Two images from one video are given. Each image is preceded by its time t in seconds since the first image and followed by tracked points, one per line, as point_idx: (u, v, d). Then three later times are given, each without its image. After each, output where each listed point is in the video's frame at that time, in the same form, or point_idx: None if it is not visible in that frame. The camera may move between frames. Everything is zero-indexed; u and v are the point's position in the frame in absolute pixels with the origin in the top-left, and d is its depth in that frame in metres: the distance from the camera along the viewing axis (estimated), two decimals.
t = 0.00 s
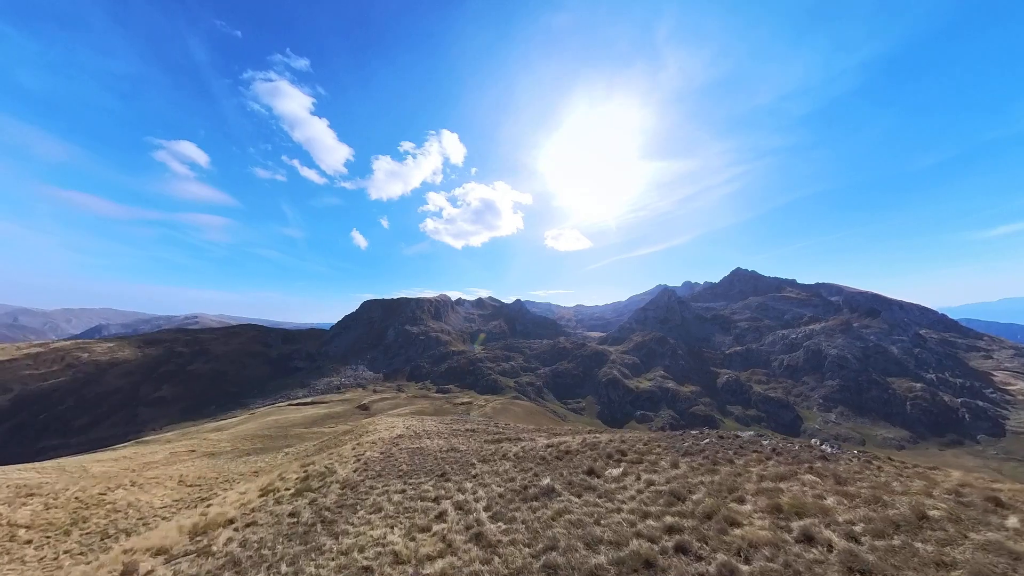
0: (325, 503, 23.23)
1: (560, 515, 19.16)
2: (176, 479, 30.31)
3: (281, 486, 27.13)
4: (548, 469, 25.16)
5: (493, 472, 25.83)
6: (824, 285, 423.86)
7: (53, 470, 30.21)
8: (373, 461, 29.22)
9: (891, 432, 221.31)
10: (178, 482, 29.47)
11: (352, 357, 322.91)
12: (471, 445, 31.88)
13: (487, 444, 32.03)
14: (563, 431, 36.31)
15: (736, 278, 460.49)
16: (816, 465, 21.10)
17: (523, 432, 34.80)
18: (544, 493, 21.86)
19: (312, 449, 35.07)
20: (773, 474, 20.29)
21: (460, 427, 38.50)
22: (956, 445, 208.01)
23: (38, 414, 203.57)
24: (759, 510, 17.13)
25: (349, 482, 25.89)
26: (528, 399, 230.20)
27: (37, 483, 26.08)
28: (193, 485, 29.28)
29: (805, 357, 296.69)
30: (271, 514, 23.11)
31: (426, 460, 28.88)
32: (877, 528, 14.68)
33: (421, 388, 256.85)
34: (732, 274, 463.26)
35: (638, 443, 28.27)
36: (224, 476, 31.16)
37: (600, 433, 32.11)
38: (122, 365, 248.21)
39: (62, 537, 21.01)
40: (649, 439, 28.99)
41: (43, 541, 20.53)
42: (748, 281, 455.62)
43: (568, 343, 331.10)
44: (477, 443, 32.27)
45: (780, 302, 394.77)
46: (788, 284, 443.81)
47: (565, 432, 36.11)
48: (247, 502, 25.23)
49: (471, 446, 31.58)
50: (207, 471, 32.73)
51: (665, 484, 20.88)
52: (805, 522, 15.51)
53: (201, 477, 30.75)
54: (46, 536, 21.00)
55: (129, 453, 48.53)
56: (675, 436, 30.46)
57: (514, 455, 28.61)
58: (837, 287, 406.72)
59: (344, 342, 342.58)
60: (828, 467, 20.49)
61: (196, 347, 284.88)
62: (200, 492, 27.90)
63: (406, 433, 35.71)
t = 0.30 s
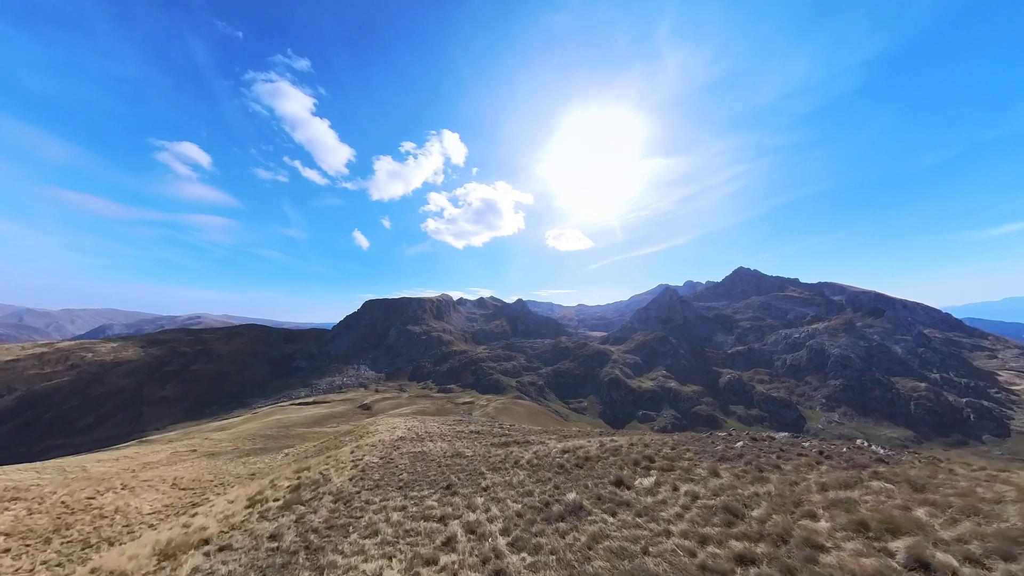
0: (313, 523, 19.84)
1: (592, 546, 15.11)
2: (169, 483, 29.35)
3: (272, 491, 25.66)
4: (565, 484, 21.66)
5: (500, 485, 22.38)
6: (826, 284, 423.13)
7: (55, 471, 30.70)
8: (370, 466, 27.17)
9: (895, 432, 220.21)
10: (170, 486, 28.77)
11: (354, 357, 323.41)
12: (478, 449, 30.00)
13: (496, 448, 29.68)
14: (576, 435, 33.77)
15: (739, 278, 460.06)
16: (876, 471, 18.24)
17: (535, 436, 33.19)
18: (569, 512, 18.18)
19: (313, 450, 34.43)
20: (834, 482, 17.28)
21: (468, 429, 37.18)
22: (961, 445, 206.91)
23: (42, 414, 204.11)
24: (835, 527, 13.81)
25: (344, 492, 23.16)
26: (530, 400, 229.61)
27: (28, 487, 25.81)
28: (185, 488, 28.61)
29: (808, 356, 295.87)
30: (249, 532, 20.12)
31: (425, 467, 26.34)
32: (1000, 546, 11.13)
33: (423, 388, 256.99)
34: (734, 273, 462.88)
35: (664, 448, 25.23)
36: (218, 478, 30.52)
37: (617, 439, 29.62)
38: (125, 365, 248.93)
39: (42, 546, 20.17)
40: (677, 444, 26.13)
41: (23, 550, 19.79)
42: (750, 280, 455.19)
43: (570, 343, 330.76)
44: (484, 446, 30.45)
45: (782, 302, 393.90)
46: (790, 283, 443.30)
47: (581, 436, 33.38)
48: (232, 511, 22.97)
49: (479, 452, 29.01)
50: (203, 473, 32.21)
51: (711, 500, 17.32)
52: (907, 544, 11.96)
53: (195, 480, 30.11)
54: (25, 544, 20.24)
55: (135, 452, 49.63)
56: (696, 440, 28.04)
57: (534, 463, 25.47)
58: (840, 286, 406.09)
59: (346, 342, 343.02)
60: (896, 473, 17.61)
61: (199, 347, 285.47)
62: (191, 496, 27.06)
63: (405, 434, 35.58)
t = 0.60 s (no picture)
0: (298, 540, 18.87)
1: (642, 568, 13.50)
2: (163, 484, 29.16)
3: (265, 495, 25.33)
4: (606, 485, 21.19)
5: (516, 493, 21.50)
6: (829, 284, 421.95)
7: (55, 470, 31.03)
8: (369, 470, 26.87)
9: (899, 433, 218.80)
10: (164, 487, 28.62)
11: (356, 357, 324.10)
12: (484, 451, 29.50)
13: (506, 451, 29.08)
14: (590, 434, 33.11)
15: (741, 278, 459.17)
16: (943, 464, 17.04)
17: (546, 435, 32.74)
18: (603, 524, 16.89)
19: (314, 450, 34.30)
20: (903, 479, 16.03)
21: (474, 429, 36.80)
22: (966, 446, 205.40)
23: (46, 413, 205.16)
24: (928, 530, 12.41)
25: (339, 502, 22.53)
26: (532, 400, 229.41)
27: (19, 486, 25.84)
28: (179, 489, 28.48)
29: (811, 357, 294.98)
30: (226, 549, 19.25)
31: (425, 471, 25.77)
32: None
33: (425, 387, 257.48)
34: (737, 273, 461.94)
35: (693, 448, 24.72)
36: (215, 479, 30.46)
37: (637, 438, 29.16)
38: (130, 364, 249.97)
39: (23, 550, 20.13)
40: (707, 443, 25.60)
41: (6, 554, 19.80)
42: (753, 280, 454.44)
43: (572, 343, 330.50)
44: (490, 448, 29.95)
45: (785, 302, 392.94)
46: (794, 284, 442.38)
47: (596, 434, 32.84)
48: (218, 519, 22.73)
49: (488, 455, 28.43)
50: (200, 473, 32.14)
51: (768, 504, 16.16)
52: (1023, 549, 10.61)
53: (191, 481, 30.05)
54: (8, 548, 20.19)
55: (135, 450, 49.89)
56: (721, 437, 27.79)
57: (559, 467, 24.62)
58: (843, 286, 405.18)
59: (348, 342, 343.51)
60: (968, 467, 16.02)
61: (203, 347, 286.51)
62: (184, 498, 26.94)
63: (409, 434, 35.40)
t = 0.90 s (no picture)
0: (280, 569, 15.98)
1: None
2: (156, 488, 28.87)
3: (256, 501, 24.24)
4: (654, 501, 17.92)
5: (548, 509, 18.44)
6: (832, 284, 420.80)
7: (54, 469, 31.18)
8: (366, 479, 25.24)
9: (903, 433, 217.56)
10: (157, 491, 28.22)
11: (359, 357, 324.58)
12: (491, 454, 28.44)
13: (518, 456, 27.81)
14: (606, 437, 32.07)
15: (744, 277, 458.36)
16: None
17: (557, 436, 32.67)
18: (662, 552, 13.53)
19: (314, 452, 33.90)
20: (1003, 480, 14.37)
21: (479, 430, 36.48)
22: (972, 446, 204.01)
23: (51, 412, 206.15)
24: None
25: (328, 521, 19.63)
26: (534, 399, 229.45)
27: (10, 490, 25.58)
28: (172, 493, 28.05)
29: (814, 357, 293.92)
30: None
31: (427, 477, 24.52)
32: None
33: (426, 387, 257.74)
34: (739, 272, 461.17)
35: (728, 451, 23.46)
36: (209, 483, 30.14)
37: (661, 440, 27.81)
38: (133, 364, 250.75)
39: None
40: (746, 445, 24.91)
41: None
42: (756, 279, 453.43)
43: (574, 343, 330.06)
44: (497, 451, 29.03)
45: (788, 302, 392.00)
46: (796, 283, 441.31)
47: (612, 438, 31.60)
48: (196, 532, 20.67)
49: (497, 459, 27.23)
50: (197, 475, 32.05)
51: (863, 518, 13.72)
52: None
53: (184, 484, 29.73)
54: None
55: (136, 450, 50.18)
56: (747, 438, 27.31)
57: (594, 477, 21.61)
58: (846, 286, 403.92)
59: (351, 341, 344.01)
60: None
61: (205, 347, 287.29)
62: (176, 502, 26.37)
63: (411, 435, 35.23)
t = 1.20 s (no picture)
0: None
1: None
2: (146, 489, 28.48)
3: (241, 508, 23.35)
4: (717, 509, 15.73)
5: (588, 521, 16.48)
6: (836, 284, 419.52)
7: (53, 468, 31.27)
8: (364, 486, 24.40)
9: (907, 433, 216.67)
10: (148, 492, 27.79)
11: (361, 356, 325.02)
12: (499, 456, 27.97)
13: (532, 457, 27.00)
14: (624, 435, 31.21)
15: (746, 277, 457.23)
16: None
17: (568, 435, 32.65)
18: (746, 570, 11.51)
19: (314, 452, 33.81)
20: None
21: (485, 430, 36.28)
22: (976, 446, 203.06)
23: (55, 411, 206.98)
24: None
25: (313, 542, 17.71)
26: (536, 399, 229.17)
27: None
28: (164, 493, 27.84)
29: (817, 357, 292.86)
30: None
31: (428, 481, 24.01)
32: None
33: (428, 387, 257.98)
34: (741, 272, 460.03)
35: (778, 446, 21.99)
36: (203, 483, 29.84)
37: (690, 437, 26.76)
38: (136, 364, 251.57)
39: None
40: (798, 439, 23.02)
41: None
42: (758, 279, 452.27)
43: (576, 343, 329.53)
44: (503, 452, 28.70)
45: (790, 301, 390.78)
46: (799, 283, 440.08)
47: (638, 437, 30.39)
48: (166, 544, 19.33)
49: (508, 461, 26.48)
50: (192, 476, 31.73)
51: (979, 514, 11.75)
52: None
53: (177, 485, 29.36)
54: None
55: (138, 449, 50.18)
56: (787, 431, 26.10)
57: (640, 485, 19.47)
58: (850, 285, 402.66)
59: (353, 341, 344.34)
60: None
61: (208, 347, 288.00)
62: (166, 504, 25.99)
63: (416, 435, 35.20)
